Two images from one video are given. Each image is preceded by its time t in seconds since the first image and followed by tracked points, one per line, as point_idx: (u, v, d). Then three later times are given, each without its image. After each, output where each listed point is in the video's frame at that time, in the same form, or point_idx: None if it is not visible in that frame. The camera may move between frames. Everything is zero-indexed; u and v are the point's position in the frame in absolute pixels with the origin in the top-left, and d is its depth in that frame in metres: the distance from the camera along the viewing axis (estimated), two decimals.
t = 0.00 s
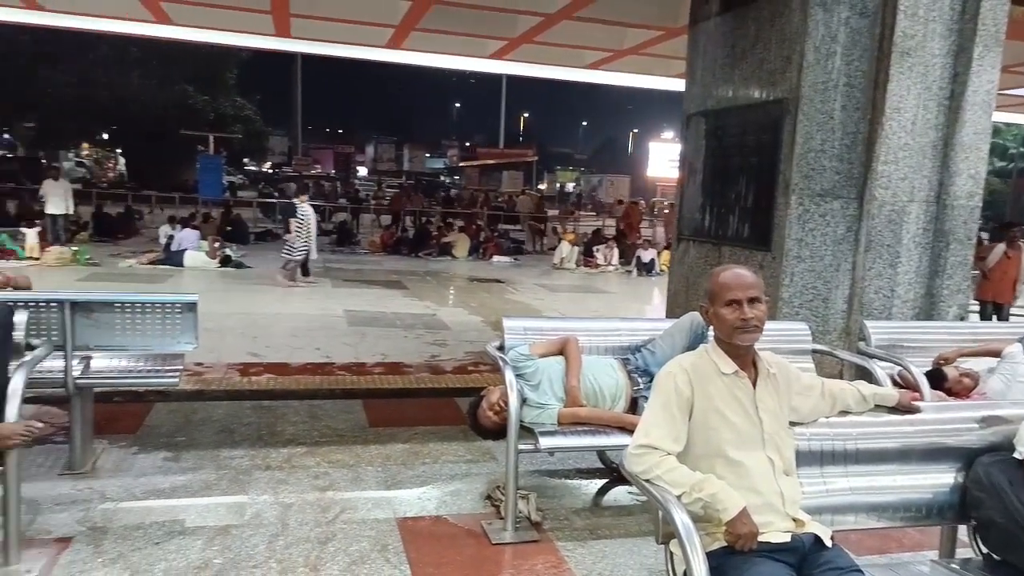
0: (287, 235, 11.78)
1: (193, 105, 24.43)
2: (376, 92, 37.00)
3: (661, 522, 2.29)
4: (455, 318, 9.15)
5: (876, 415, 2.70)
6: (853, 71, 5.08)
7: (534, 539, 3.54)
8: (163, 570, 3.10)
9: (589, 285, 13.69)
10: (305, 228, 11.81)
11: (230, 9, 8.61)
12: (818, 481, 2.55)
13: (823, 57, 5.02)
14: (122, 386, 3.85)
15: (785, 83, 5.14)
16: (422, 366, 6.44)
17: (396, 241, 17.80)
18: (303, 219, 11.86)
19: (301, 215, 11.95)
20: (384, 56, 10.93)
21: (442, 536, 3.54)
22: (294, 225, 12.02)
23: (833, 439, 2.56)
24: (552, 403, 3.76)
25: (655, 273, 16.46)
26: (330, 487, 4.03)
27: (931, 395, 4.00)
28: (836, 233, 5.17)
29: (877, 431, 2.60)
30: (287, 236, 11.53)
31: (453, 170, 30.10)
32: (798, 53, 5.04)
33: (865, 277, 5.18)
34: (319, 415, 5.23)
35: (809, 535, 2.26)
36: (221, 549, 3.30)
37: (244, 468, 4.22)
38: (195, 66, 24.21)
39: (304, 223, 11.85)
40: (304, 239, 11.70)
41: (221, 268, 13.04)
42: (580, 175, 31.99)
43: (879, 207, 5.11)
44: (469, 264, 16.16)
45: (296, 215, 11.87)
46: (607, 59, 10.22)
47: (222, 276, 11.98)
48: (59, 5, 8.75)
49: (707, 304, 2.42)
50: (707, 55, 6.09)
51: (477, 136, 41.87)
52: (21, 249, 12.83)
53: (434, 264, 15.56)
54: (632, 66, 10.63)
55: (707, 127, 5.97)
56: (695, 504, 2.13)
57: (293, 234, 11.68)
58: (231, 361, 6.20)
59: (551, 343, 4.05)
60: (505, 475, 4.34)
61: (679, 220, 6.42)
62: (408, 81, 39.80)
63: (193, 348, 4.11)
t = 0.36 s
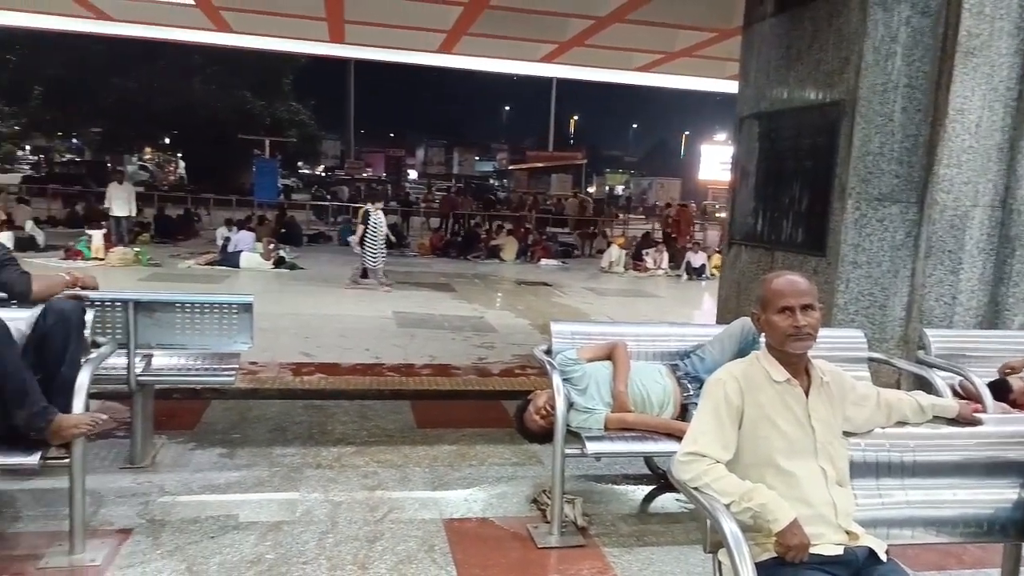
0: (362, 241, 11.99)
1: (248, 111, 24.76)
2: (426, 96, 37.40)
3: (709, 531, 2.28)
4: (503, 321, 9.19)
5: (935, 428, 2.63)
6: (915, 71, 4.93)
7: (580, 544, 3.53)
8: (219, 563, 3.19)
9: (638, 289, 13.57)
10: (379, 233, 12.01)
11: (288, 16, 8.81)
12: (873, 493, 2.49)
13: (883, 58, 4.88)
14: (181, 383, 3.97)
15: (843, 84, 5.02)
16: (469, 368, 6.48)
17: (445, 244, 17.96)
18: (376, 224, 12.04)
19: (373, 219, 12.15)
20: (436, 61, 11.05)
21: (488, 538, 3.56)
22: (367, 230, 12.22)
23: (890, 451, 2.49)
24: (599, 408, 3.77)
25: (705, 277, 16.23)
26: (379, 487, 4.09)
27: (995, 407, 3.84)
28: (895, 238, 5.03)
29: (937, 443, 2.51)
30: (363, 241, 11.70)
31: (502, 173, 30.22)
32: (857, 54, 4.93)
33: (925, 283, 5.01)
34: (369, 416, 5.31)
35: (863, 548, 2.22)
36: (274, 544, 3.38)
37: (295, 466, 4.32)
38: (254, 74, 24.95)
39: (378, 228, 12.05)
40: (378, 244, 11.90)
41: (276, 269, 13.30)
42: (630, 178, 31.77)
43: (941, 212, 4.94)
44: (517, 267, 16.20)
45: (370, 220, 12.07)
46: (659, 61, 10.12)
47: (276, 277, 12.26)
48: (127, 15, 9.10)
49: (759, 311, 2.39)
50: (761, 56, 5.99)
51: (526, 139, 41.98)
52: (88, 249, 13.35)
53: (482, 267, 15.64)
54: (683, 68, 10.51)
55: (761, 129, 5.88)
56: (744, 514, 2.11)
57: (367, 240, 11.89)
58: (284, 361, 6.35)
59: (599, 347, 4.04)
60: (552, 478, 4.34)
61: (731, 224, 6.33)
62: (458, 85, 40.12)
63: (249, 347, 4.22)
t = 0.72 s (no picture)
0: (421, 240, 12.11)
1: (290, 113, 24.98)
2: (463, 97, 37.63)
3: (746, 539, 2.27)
4: (538, 323, 9.18)
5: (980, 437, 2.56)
6: (962, 71, 4.79)
7: (614, 548, 3.51)
8: (256, 560, 3.25)
9: (674, 292, 13.43)
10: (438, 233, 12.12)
11: (328, 20, 8.93)
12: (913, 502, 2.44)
13: (928, 58, 4.77)
14: (220, 382, 4.05)
15: (887, 84, 4.92)
16: (503, 370, 6.47)
17: (480, 245, 18.01)
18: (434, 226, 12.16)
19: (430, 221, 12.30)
20: (473, 63, 11.09)
21: (522, 540, 3.56)
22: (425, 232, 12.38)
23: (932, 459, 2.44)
24: (634, 412, 3.74)
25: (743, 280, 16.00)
26: (413, 487, 4.13)
27: None
28: (939, 242, 4.90)
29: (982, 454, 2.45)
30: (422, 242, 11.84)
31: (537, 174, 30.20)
32: (901, 54, 4.82)
33: (971, 288, 4.86)
34: (404, 416, 5.35)
35: (905, 560, 2.18)
36: (309, 542, 3.43)
37: (331, 465, 4.37)
38: (294, 78, 25.25)
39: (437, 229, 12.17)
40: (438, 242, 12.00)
41: (314, 270, 13.46)
42: (666, 180, 31.50)
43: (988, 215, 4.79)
44: (552, 269, 16.17)
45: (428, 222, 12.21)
46: (697, 62, 10.02)
47: (314, 278, 12.43)
48: (173, 21, 9.32)
49: (799, 316, 2.35)
50: (802, 57, 5.91)
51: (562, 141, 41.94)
52: (133, 248, 13.70)
53: (517, 268, 15.65)
54: (723, 69, 10.39)
55: (801, 131, 5.79)
56: (781, 522, 2.09)
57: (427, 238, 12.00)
58: (322, 361, 6.43)
59: (635, 350, 4.01)
60: (585, 482, 4.32)
61: (770, 227, 6.25)
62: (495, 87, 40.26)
63: (287, 347, 4.28)
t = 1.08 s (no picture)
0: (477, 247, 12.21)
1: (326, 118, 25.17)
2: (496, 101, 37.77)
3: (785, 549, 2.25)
4: (570, 327, 9.15)
5: None
6: (1010, 72, 4.65)
7: (647, 556, 3.47)
8: (292, 559, 3.28)
9: (709, 297, 13.28)
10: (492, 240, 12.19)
11: (364, 26, 9.01)
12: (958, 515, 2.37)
13: (974, 59, 4.64)
14: (257, 383, 4.11)
15: (930, 86, 4.80)
16: (536, 374, 6.46)
17: (513, 249, 18.02)
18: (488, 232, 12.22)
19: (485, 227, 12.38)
20: (507, 66, 11.11)
21: (554, 546, 3.54)
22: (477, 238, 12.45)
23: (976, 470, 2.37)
24: (669, 419, 3.70)
25: (779, 285, 15.76)
26: (445, 489, 4.14)
27: None
28: (986, 247, 4.76)
29: None
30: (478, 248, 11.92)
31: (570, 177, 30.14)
32: (946, 55, 4.70)
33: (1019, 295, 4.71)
34: (437, 418, 5.38)
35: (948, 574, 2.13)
36: (343, 543, 3.45)
37: (365, 467, 4.40)
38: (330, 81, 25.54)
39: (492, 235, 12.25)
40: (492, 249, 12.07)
41: (348, 273, 13.58)
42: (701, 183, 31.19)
43: None
44: (585, 272, 16.11)
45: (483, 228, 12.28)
46: (733, 64, 9.90)
47: (348, 280, 12.57)
48: (213, 28, 9.49)
49: (839, 323, 2.30)
50: (843, 59, 5.80)
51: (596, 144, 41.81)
52: (173, 250, 13.99)
53: (550, 272, 15.63)
54: (760, 71, 10.25)
55: (840, 134, 5.70)
56: (820, 534, 2.05)
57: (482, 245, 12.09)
58: (356, 362, 6.50)
59: (670, 357, 3.97)
60: (618, 488, 4.29)
61: (808, 232, 6.16)
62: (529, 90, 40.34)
63: (323, 348, 4.32)
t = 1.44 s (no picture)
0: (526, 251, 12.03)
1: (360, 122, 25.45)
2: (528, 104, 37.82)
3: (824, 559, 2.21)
4: (602, 331, 9.11)
5: None
6: None
7: (682, 563, 3.43)
8: (326, 560, 3.31)
9: (743, 301, 13.11)
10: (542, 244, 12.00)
11: (398, 30, 9.07)
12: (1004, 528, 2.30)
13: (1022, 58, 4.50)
14: (292, 384, 4.15)
15: (975, 87, 4.67)
16: (568, 378, 6.43)
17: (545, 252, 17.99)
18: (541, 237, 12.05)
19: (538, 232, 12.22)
20: (540, 69, 11.11)
21: (587, 551, 3.52)
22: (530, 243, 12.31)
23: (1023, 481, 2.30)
24: (704, 424, 3.66)
25: (815, 289, 15.51)
26: (478, 492, 4.14)
27: None
28: None
29: None
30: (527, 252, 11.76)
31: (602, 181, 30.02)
32: (992, 54, 4.57)
33: None
34: (468, 421, 5.38)
35: None
36: (376, 544, 3.48)
37: (397, 469, 4.43)
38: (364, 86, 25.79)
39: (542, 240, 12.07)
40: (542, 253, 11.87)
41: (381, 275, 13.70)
42: (736, 186, 30.86)
43: None
44: (617, 276, 16.02)
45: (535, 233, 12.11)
46: (770, 66, 9.77)
47: (380, 283, 12.67)
48: (251, 34, 9.64)
49: (882, 330, 2.25)
50: (883, 59, 5.69)
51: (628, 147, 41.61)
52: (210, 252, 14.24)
53: (583, 276, 15.57)
54: (797, 72, 10.10)
55: (880, 136, 5.59)
56: (862, 544, 2.02)
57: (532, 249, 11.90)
58: (389, 364, 6.54)
59: (705, 362, 3.94)
60: (651, 494, 4.25)
61: (846, 236, 6.05)
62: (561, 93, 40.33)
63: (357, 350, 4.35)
